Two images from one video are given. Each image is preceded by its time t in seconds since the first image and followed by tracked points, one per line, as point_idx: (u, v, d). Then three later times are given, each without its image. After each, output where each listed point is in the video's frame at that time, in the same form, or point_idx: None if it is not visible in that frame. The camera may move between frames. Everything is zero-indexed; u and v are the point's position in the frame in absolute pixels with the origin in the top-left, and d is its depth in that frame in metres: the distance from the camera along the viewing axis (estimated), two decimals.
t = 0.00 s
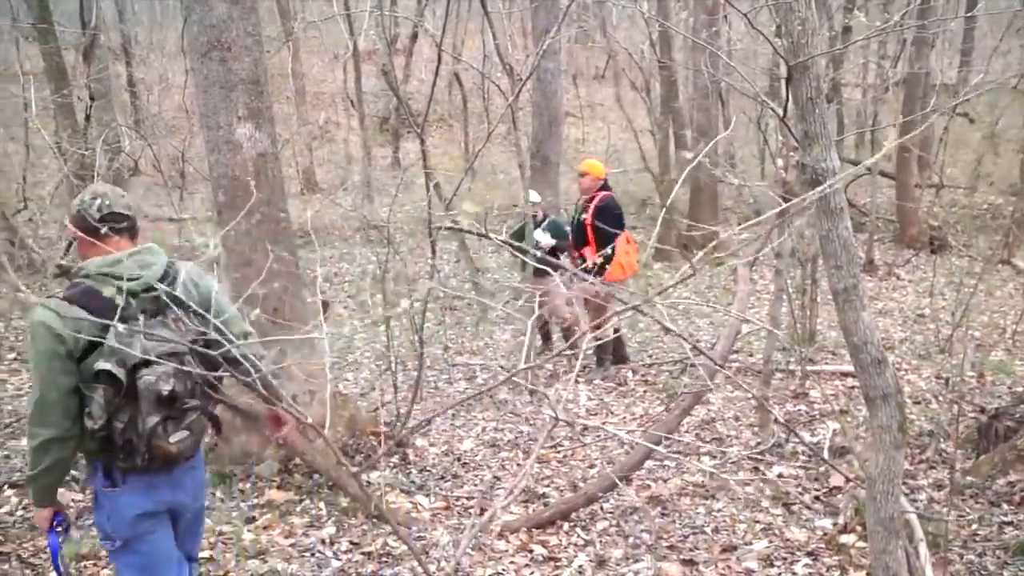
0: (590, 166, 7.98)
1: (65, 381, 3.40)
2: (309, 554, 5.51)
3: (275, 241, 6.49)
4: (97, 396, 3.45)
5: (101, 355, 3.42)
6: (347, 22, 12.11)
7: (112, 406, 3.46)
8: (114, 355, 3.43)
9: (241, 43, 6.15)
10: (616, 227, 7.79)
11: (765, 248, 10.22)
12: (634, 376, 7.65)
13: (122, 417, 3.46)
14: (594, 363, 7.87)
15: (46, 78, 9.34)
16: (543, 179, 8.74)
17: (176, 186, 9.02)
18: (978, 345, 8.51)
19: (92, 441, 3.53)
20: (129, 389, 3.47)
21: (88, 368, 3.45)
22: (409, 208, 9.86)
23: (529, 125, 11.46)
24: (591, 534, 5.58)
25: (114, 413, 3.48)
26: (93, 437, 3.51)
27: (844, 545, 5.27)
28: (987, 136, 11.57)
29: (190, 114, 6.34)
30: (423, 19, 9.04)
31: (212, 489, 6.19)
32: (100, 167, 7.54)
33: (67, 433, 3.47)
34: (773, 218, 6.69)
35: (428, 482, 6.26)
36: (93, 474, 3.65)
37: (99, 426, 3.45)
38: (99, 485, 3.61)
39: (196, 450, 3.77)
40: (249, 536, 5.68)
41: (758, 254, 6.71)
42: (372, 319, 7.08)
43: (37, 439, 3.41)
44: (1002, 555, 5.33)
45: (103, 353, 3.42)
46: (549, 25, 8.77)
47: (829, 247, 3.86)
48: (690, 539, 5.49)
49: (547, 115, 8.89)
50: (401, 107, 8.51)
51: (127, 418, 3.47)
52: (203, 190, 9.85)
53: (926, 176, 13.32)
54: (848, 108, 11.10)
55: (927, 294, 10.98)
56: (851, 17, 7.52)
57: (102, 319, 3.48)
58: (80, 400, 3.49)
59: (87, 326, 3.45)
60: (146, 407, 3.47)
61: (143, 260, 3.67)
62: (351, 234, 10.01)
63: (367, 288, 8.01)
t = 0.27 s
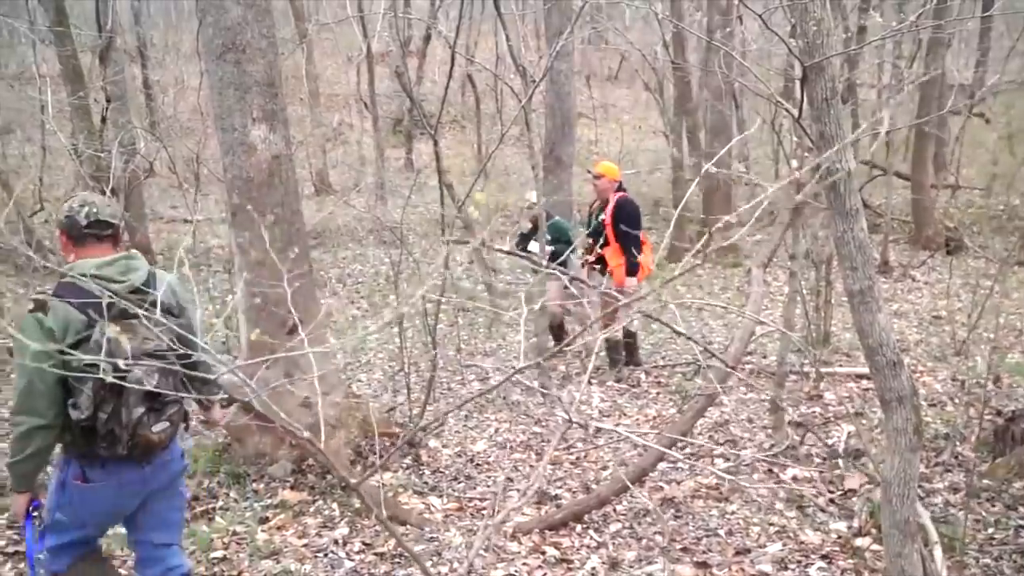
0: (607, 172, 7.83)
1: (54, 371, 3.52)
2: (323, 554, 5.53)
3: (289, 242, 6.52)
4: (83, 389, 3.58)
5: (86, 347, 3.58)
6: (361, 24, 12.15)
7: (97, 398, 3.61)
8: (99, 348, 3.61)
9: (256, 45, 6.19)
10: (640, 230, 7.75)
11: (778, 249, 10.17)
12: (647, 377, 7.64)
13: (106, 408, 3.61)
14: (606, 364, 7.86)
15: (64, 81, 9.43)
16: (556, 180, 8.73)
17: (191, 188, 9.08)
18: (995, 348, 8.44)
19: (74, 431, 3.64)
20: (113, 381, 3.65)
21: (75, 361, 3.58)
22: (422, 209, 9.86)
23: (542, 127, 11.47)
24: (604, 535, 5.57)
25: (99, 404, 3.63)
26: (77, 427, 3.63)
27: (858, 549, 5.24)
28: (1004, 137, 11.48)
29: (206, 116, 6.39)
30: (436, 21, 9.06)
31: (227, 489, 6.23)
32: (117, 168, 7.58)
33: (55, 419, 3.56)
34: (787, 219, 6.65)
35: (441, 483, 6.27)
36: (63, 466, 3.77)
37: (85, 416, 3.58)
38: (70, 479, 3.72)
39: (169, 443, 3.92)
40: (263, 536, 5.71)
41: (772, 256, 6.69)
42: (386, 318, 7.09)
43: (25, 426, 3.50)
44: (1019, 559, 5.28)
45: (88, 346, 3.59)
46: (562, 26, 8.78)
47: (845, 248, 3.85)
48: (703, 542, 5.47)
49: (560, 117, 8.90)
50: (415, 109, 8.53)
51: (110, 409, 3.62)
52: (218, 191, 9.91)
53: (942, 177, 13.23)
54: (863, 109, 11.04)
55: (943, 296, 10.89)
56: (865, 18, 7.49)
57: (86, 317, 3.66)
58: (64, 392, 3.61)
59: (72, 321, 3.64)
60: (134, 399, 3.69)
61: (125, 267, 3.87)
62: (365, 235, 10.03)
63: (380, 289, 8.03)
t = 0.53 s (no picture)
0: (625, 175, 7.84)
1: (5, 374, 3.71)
2: (334, 554, 5.55)
3: (301, 243, 6.55)
4: (31, 390, 3.78)
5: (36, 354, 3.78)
6: (373, 25, 12.19)
7: (45, 400, 3.79)
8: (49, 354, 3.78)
9: (269, 47, 6.23)
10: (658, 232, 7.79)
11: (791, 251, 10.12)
12: (659, 379, 7.62)
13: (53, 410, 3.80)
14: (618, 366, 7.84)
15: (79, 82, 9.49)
16: (567, 181, 8.71)
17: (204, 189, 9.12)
18: (1010, 350, 8.37)
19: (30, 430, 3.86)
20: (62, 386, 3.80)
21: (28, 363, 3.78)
22: (434, 210, 9.87)
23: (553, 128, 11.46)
24: (615, 537, 5.56)
25: (48, 406, 3.82)
26: (25, 425, 3.82)
27: (871, 552, 5.22)
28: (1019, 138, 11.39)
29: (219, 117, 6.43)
30: (449, 23, 9.07)
31: (239, 489, 6.27)
32: (131, 169, 7.61)
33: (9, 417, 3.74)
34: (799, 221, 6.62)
35: (452, 484, 6.28)
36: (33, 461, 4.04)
37: (34, 416, 3.78)
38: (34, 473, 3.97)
39: (128, 439, 4.06)
40: (274, 536, 5.73)
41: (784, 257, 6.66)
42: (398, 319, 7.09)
43: None
44: None
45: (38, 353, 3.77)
46: (574, 27, 8.78)
47: (858, 250, 3.84)
48: (714, 544, 5.45)
49: (571, 118, 8.89)
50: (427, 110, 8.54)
51: (58, 411, 3.81)
52: (231, 192, 9.95)
53: (956, 178, 13.13)
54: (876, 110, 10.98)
55: (957, 298, 10.82)
56: (879, 18, 7.46)
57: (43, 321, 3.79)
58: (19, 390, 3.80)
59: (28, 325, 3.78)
60: (76, 404, 3.79)
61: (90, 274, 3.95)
62: (376, 236, 10.04)
63: (392, 290, 8.04)
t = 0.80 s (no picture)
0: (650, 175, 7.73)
1: None
2: (345, 553, 5.56)
3: (314, 243, 6.56)
4: None
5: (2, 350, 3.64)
6: (386, 26, 12.21)
7: (13, 391, 3.62)
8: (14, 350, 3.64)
9: (283, 47, 6.25)
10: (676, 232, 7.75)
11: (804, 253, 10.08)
12: (670, 380, 7.59)
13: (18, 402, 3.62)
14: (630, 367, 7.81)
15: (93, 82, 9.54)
16: (578, 182, 8.69)
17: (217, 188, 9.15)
18: None
19: None
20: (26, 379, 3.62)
21: None
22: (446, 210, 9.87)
23: (565, 128, 11.44)
24: (626, 539, 5.55)
25: (15, 398, 3.65)
26: None
27: (883, 555, 5.19)
28: None
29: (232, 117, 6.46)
30: (461, 23, 9.06)
31: (251, 487, 6.29)
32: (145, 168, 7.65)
33: None
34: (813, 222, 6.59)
35: (463, 484, 6.28)
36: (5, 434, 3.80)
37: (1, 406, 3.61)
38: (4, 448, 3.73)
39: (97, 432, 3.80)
40: (286, 534, 5.75)
41: (797, 259, 6.63)
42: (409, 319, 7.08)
43: None
44: None
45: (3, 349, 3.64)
46: (586, 28, 8.76)
47: (874, 251, 3.85)
48: (726, 546, 5.43)
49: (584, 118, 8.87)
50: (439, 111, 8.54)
51: (25, 402, 3.62)
52: (244, 192, 9.98)
53: (971, 180, 13.05)
54: (890, 111, 10.92)
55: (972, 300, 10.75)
56: (893, 19, 7.42)
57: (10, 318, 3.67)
58: None
59: None
60: (37, 396, 3.57)
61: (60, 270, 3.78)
62: (388, 237, 10.06)
63: (404, 290, 8.05)
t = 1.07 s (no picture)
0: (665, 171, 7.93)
1: None
2: (357, 552, 5.58)
3: (327, 243, 6.59)
4: None
5: None
6: (399, 27, 12.23)
7: (7, 376, 3.96)
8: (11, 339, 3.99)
9: (296, 47, 6.28)
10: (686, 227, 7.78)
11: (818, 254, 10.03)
12: (683, 381, 7.56)
13: (14, 386, 3.95)
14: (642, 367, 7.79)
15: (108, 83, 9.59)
16: (590, 183, 8.66)
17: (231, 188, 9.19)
18: None
19: None
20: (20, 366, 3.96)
21: None
22: (458, 210, 9.86)
23: (577, 129, 11.42)
24: (638, 539, 5.54)
25: (12, 382, 3.99)
26: None
27: (897, 558, 5.17)
28: None
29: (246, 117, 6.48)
30: (474, 23, 9.07)
31: (264, 485, 6.32)
32: (159, 168, 7.67)
33: None
34: (827, 223, 6.55)
35: (475, 483, 6.29)
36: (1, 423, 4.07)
37: None
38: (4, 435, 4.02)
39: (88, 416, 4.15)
40: (299, 533, 5.77)
41: (811, 260, 6.60)
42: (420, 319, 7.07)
43: None
44: None
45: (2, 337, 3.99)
46: (599, 28, 8.75)
47: (889, 252, 3.84)
48: (739, 548, 5.41)
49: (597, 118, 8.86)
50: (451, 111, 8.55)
51: (18, 387, 3.96)
52: (257, 192, 10.02)
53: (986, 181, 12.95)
54: (905, 111, 10.86)
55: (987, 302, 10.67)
56: (909, 19, 7.38)
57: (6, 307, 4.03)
58: None
59: None
60: (29, 381, 3.89)
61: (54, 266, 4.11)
62: (400, 237, 10.06)
63: (416, 290, 8.05)
